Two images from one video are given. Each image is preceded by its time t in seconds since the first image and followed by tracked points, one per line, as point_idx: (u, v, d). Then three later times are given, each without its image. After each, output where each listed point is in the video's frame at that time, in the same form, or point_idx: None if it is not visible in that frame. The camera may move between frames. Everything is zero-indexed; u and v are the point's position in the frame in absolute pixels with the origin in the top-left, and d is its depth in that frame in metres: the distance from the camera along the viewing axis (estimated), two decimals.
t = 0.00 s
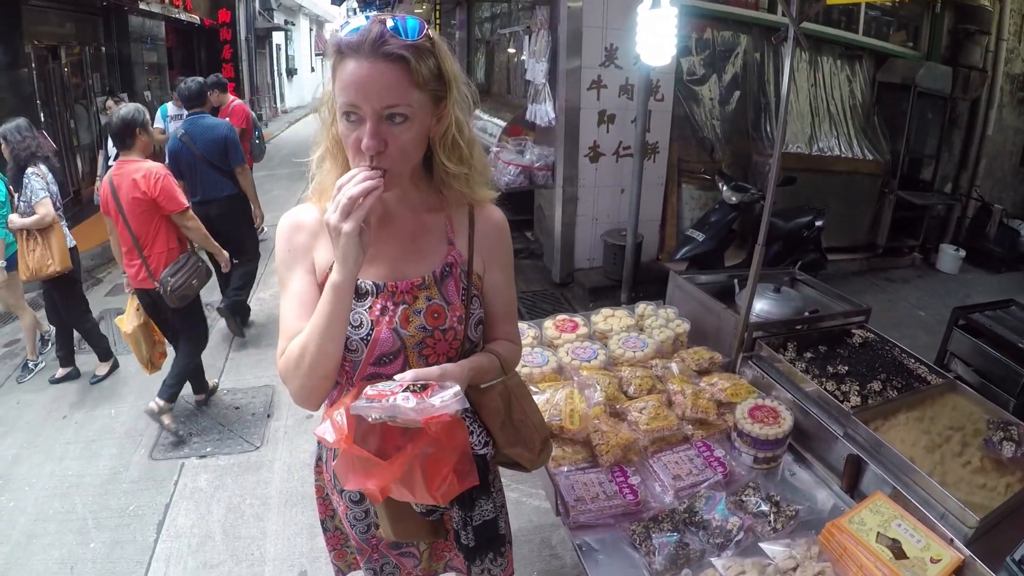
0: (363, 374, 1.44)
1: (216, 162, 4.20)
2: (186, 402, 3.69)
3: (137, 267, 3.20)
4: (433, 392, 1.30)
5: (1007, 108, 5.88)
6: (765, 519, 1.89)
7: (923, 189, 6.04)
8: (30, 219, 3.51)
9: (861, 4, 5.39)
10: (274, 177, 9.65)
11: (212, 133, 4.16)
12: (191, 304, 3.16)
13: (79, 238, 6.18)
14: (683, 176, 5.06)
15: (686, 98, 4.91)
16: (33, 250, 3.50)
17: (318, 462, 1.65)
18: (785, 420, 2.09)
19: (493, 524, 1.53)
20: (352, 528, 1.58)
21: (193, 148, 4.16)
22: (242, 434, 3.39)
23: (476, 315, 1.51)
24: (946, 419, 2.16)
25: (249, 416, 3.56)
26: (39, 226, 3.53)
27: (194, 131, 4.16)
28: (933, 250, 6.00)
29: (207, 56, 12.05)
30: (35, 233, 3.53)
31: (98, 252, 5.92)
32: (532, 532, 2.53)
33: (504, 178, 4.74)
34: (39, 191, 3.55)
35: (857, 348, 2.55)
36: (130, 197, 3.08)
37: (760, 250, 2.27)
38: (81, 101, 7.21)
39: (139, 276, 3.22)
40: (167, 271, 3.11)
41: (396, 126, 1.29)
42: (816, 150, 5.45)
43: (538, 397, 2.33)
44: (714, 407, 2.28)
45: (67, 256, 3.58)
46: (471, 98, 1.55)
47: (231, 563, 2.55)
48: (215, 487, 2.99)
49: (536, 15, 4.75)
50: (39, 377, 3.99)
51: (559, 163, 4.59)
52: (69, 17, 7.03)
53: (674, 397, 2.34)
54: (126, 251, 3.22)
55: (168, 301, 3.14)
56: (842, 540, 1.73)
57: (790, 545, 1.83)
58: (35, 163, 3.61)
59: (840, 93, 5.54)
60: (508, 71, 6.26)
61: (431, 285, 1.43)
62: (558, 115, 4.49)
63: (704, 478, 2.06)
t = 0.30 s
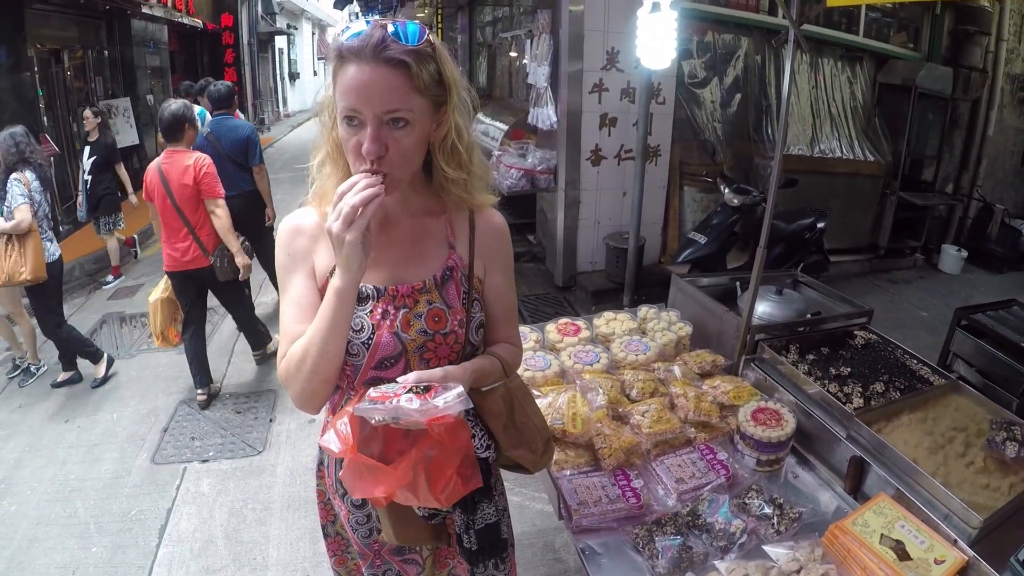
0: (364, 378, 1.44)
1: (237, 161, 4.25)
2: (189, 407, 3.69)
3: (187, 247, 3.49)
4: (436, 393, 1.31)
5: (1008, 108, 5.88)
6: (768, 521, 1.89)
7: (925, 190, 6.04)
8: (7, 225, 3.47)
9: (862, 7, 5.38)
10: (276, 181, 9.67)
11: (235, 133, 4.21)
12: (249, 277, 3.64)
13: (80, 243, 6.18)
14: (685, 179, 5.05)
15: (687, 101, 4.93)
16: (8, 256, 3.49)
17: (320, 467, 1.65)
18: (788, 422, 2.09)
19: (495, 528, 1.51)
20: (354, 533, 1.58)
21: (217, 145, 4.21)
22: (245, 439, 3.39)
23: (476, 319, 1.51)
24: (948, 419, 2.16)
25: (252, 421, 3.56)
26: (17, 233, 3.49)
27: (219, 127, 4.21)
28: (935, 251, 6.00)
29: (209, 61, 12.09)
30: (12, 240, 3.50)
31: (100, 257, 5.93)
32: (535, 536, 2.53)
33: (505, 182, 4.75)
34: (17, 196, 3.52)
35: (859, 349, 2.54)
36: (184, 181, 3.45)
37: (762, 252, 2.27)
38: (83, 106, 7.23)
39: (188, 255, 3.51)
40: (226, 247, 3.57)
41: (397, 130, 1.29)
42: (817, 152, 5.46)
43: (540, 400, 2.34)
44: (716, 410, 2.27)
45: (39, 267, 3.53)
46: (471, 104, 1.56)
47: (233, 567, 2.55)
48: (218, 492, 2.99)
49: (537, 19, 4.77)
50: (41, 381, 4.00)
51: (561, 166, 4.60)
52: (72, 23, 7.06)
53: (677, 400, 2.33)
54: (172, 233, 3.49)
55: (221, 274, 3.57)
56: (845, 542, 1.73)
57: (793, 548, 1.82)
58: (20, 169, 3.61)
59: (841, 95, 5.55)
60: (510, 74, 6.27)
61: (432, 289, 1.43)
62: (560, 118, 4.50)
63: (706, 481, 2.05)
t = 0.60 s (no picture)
0: (362, 382, 1.44)
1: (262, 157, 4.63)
2: (187, 410, 3.69)
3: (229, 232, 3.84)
4: (436, 393, 1.31)
5: (1006, 111, 5.88)
6: (767, 525, 1.89)
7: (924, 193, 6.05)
8: None
9: (861, 10, 5.40)
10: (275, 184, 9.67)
11: (262, 133, 4.61)
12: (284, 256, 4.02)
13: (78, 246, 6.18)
14: (684, 182, 5.06)
15: (687, 105, 4.94)
16: None
17: (319, 469, 1.65)
18: (786, 426, 2.09)
19: (494, 531, 1.51)
20: (352, 536, 1.58)
21: (244, 142, 4.59)
22: (243, 442, 3.39)
23: (475, 322, 1.52)
24: (947, 423, 2.16)
25: (250, 424, 3.56)
26: None
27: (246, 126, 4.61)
28: (934, 254, 6.01)
29: (209, 64, 12.10)
30: None
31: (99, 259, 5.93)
32: (533, 539, 2.53)
33: (504, 185, 4.76)
34: None
35: (858, 353, 2.55)
36: (231, 174, 3.75)
37: (761, 255, 2.26)
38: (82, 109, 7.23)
39: (229, 239, 3.87)
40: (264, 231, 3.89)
41: (398, 133, 1.30)
42: (817, 155, 5.45)
43: (538, 404, 2.34)
44: (715, 414, 2.26)
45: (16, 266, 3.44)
46: (471, 107, 1.57)
47: (232, 571, 2.55)
48: (216, 495, 2.99)
49: (537, 22, 4.78)
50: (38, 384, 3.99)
51: (560, 169, 4.61)
52: (71, 25, 7.07)
53: (675, 403, 2.33)
54: (214, 219, 3.80)
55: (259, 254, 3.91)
56: (843, 545, 1.73)
57: (792, 552, 1.82)
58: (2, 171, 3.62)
59: (840, 98, 5.55)
60: (509, 77, 6.28)
61: (430, 293, 1.43)
62: (559, 121, 4.50)
63: (705, 485, 2.05)
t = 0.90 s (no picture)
0: (358, 381, 1.44)
1: (275, 144, 5.12)
2: (183, 410, 3.68)
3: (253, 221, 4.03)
4: (430, 390, 1.31)
5: (1003, 112, 5.89)
6: (761, 524, 1.89)
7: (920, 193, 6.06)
8: None
9: (857, 10, 5.41)
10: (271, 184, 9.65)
11: (275, 126, 5.17)
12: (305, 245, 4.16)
13: (73, 247, 6.16)
14: (680, 182, 5.07)
15: (683, 105, 4.95)
16: None
17: (314, 468, 1.65)
18: (781, 425, 2.09)
19: (489, 529, 1.51)
20: (348, 534, 1.58)
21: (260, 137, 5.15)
22: (239, 443, 3.38)
23: (470, 322, 1.52)
24: (942, 422, 2.17)
25: (246, 424, 3.55)
26: None
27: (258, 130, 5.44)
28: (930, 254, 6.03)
29: (204, 64, 12.06)
30: None
31: (95, 260, 5.92)
32: (529, 539, 2.53)
33: (500, 185, 4.76)
34: None
35: (853, 353, 2.55)
36: (256, 167, 3.95)
37: (756, 254, 2.27)
38: (77, 109, 7.22)
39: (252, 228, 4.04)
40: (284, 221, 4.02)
41: (395, 132, 1.30)
42: (812, 156, 5.47)
43: (533, 403, 2.34)
44: (710, 413, 2.27)
45: None
46: (469, 108, 1.57)
47: (228, 571, 2.55)
48: (212, 496, 2.98)
49: (533, 22, 4.78)
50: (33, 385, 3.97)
51: (556, 169, 4.61)
52: (67, 25, 7.06)
53: (670, 403, 2.34)
54: (239, 209, 3.99)
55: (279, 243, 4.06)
56: (838, 545, 1.74)
57: (786, 551, 1.83)
58: None
59: (836, 98, 5.57)
60: (505, 78, 6.28)
61: (426, 292, 1.43)
62: (556, 121, 4.50)
63: (700, 484, 2.05)
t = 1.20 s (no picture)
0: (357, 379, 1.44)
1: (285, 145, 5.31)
2: (182, 409, 3.67)
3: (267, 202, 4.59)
4: (429, 382, 1.32)
5: (1002, 111, 5.84)
6: (760, 522, 1.89)
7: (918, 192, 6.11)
8: None
9: (855, 9, 5.39)
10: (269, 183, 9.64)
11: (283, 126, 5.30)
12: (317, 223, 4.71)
13: (72, 246, 6.16)
14: (679, 181, 5.07)
15: (681, 103, 4.96)
16: None
17: (313, 466, 1.64)
18: (779, 424, 2.09)
19: (487, 527, 1.50)
20: (346, 532, 1.57)
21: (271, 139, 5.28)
22: (237, 442, 3.38)
23: (468, 320, 1.51)
24: (941, 420, 2.17)
25: (245, 423, 3.55)
26: None
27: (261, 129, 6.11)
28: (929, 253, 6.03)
29: (202, 63, 12.05)
30: None
31: (93, 259, 5.91)
32: (528, 537, 2.53)
33: (499, 184, 4.76)
34: None
35: (852, 351, 2.55)
36: (271, 154, 4.44)
37: (754, 253, 2.26)
38: (75, 108, 7.22)
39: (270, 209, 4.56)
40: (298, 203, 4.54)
41: (392, 133, 1.29)
42: (811, 154, 5.48)
43: (532, 401, 2.34)
44: (708, 411, 2.27)
45: None
46: (466, 105, 1.56)
47: (226, 570, 2.54)
48: (211, 495, 2.98)
49: (531, 21, 4.77)
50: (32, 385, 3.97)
51: (555, 168, 4.60)
52: (65, 25, 7.05)
53: (669, 401, 2.34)
54: (258, 194, 4.52)
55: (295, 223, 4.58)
56: (836, 543, 1.73)
57: (785, 549, 1.83)
58: None
59: (834, 96, 5.57)
60: (504, 76, 6.28)
61: (423, 291, 1.43)
62: (554, 120, 4.50)
63: (698, 482, 2.05)
